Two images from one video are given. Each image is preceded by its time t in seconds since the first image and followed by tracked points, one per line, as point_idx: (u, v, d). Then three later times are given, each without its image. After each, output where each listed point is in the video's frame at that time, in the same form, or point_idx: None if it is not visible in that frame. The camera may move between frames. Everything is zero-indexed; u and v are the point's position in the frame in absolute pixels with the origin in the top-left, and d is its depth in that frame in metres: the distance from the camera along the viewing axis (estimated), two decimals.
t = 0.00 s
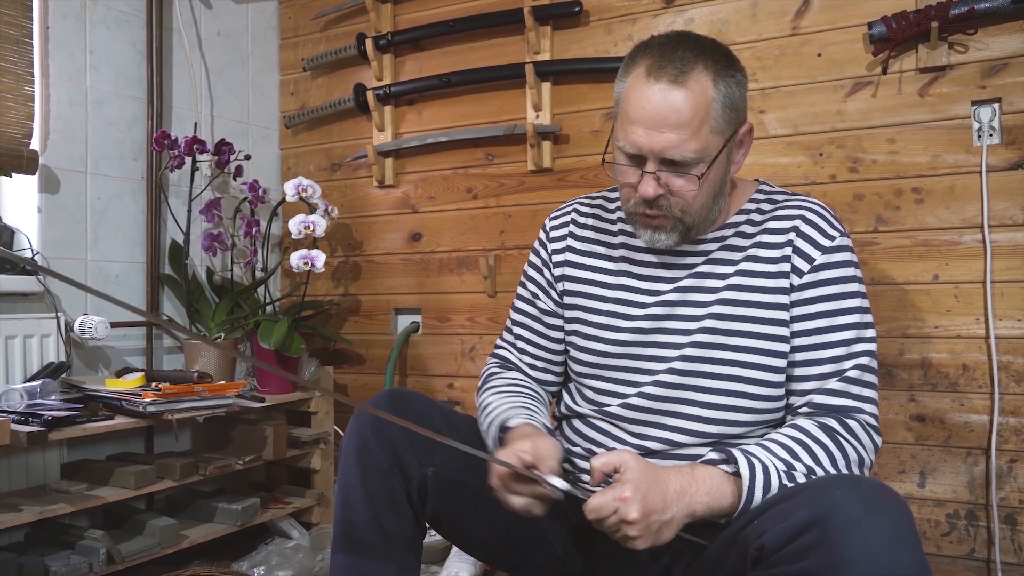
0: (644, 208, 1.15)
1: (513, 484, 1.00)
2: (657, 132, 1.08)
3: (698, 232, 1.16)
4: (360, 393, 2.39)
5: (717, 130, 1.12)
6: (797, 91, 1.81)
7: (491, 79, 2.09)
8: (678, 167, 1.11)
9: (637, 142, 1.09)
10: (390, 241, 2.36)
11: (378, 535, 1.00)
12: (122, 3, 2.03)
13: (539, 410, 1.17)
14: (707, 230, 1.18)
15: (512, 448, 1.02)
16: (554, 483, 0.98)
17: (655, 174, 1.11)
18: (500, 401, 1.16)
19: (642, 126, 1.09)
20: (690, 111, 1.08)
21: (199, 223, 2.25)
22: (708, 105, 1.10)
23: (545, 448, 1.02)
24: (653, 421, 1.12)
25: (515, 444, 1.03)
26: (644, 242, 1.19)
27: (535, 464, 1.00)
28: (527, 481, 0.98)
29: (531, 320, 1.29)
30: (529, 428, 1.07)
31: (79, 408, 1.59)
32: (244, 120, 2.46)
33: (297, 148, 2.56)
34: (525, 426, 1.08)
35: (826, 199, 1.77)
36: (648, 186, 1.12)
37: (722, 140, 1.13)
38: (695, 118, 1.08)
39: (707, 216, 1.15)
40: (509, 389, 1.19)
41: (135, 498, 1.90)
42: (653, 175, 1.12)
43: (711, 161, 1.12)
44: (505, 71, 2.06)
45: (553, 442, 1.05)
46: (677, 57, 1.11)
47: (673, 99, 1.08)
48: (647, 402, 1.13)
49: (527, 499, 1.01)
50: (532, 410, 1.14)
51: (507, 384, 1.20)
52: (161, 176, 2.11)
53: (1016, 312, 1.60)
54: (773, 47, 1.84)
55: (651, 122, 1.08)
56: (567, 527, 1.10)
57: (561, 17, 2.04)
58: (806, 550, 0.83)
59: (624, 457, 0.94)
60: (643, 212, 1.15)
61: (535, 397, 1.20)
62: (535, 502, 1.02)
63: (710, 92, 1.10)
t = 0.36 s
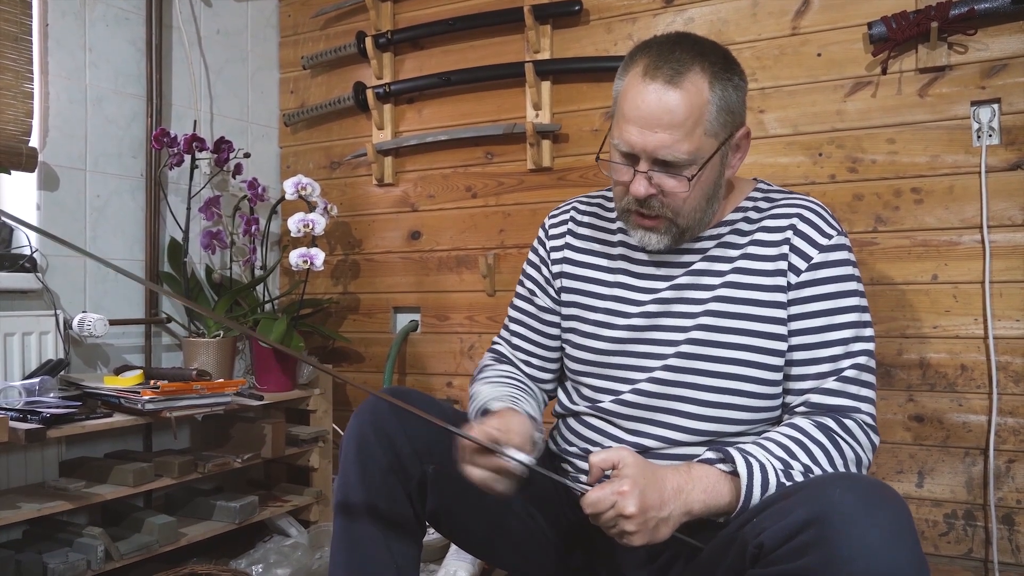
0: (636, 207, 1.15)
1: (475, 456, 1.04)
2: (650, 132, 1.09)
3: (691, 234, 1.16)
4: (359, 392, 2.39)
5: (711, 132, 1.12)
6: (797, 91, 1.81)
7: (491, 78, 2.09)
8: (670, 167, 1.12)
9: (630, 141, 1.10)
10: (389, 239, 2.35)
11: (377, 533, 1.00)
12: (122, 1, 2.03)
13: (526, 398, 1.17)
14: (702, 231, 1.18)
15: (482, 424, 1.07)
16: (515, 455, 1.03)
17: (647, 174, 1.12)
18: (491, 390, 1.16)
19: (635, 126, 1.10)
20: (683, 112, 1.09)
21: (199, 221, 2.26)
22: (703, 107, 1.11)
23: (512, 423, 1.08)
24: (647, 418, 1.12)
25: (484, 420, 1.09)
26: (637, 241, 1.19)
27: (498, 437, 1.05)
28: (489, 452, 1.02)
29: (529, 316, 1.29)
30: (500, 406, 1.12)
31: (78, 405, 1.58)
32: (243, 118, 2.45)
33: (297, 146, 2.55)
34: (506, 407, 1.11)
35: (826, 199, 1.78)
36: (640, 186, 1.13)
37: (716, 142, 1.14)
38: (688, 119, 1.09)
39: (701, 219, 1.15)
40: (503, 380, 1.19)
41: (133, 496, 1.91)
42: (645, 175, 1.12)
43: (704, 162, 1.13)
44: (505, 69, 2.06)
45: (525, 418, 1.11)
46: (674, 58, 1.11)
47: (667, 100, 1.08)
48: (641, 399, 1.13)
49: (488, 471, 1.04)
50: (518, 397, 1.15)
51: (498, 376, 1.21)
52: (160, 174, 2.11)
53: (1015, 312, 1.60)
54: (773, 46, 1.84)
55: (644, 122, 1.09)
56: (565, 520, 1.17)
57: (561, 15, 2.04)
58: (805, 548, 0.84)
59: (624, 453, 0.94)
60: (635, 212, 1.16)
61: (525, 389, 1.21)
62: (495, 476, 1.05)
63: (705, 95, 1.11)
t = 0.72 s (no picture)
0: (628, 206, 1.15)
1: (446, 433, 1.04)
2: (639, 130, 1.09)
3: (682, 231, 1.16)
4: (360, 390, 2.39)
5: (702, 130, 1.12)
6: (798, 89, 1.81)
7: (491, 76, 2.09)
8: (661, 165, 1.12)
9: (621, 139, 1.11)
10: (389, 238, 2.35)
11: (378, 532, 1.00)
12: None
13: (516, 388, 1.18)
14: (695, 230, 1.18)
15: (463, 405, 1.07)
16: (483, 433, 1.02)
17: (638, 172, 1.12)
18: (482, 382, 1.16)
19: (625, 124, 1.10)
20: (672, 109, 1.09)
21: (199, 220, 2.26)
22: (693, 106, 1.11)
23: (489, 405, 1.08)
24: (645, 417, 1.12)
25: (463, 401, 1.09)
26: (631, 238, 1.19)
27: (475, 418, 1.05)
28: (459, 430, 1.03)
29: (525, 315, 1.29)
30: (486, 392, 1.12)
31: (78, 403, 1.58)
32: (243, 116, 2.45)
33: (297, 144, 2.55)
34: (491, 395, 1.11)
35: (827, 197, 1.77)
36: (631, 184, 1.12)
37: (707, 140, 1.13)
38: (677, 116, 1.09)
39: (691, 217, 1.15)
40: (493, 373, 1.20)
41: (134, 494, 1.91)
42: (636, 173, 1.12)
43: (696, 160, 1.12)
44: (505, 68, 2.06)
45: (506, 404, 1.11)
46: (663, 55, 1.12)
47: (657, 98, 1.09)
48: (640, 398, 1.12)
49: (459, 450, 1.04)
50: (505, 385, 1.16)
51: (489, 370, 1.21)
52: (160, 172, 2.11)
53: (1015, 310, 1.60)
54: (774, 44, 1.83)
55: (634, 120, 1.09)
56: (566, 520, 1.17)
57: (561, 14, 2.03)
58: (806, 547, 0.84)
59: (625, 453, 0.95)
60: (628, 209, 1.16)
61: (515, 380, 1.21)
62: (467, 455, 1.05)
63: (695, 92, 1.11)
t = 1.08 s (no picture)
0: (620, 195, 1.16)
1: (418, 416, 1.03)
2: (633, 117, 1.10)
3: (675, 224, 1.16)
4: (358, 387, 2.39)
5: (696, 121, 1.12)
6: (798, 89, 1.81)
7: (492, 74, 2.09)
8: (653, 154, 1.12)
9: (614, 126, 1.11)
10: (389, 235, 2.35)
11: (375, 529, 1.00)
12: None
13: (497, 376, 1.18)
14: (688, 226, 1.18)
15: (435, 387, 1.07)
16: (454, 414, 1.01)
17: (629, 160, 1.12)
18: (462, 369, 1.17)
19: (619, 111, 1.11)
20: (666, 97, 1.09)
21: (199, 215, 2.26)
22: (687, 95, 1.11)
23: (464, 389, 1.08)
24: (643, 418, 1.12)
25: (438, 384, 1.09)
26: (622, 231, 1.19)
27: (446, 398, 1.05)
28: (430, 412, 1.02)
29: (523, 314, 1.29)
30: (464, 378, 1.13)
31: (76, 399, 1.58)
32: (244, 112, 2.45)
33: (298, 140, 2.55)
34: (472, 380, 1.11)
35: (826, 197, 1.77)
36: (622, 172, 1.13)
37: (701, 132, 1.13)
38: (671, 105, 1.10)
39: (685, 210, 1.15)
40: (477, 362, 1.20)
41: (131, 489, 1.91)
42: (627, 161, 1.12)
43: (688, 150, 1.13)
44: (505, 66, 2.06)
45: (472, 386, 1.10)
46: (660, 45, 1.13)
47: (652, 86, 1.09)
48: (637, 399, 1.13)
49: (431, 433, 1.03)
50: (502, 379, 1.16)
51: (474, 359, 1.21)
52: (160, 168, 2.12)
53: (1013, 313, 1.60)
54: (775, 45, 1.83)
55: (627, 107, 1.10)
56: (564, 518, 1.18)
57: (562, 12, 2.03)
58: (802, 546, 0.84)
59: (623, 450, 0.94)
60: (620, 199, 1.16)
61: (498, 370, 1.21)
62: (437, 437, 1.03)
63: (690, 81, 1.11)
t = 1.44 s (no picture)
0: (621, 185, 1.16)
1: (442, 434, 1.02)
2: (638, 106, 1.10)
3: (676, 219, 1.16)
4: (357, 384, 2.39)
5: (701, 116, 1.13)
6: (798, 87, 1.81)
7: (492, 71, 2.09)
8: (655, 145, 1.13)
9: (620, 114, 1.11)
10: (389, 232, 2.35)
11: (376, 527, 1.00)
12: None
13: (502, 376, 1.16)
14: (689, 223, 1.18)
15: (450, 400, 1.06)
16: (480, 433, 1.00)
17: (633, 149, 1.13)
18: (468, 365, 1.15)
19: (625, 99, 1.11)
20: (674, 89, 1.10)
21: (198, 212, 2.25)
22: (694, 88, 1.12)
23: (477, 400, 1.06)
24: (645, 416, 1.12)
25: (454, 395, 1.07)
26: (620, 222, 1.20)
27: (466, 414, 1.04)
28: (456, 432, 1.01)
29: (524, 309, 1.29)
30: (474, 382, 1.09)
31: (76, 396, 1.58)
32: (244, 109, 2.45)
33: (297, 137, 2.55)
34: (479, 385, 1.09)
35: (826, 194, 1.78)
36: (624, 161, 1.13)
37: (705, 127, 1.14)
38: (677, 97, 1.10)
39: (686, 205, 1.15)
40: (479, 358, 1.18)
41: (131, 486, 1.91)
42: (630, 149, 1.13)
43: (692, 144, 1.13)
44: (505, 63, 2.06)
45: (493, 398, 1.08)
46: (672, 37, 1.13)
47: (660, 77, 1.10)
48: (638, 398, 1.13)
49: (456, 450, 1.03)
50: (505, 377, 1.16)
51: (475, 353, 1.20)
52: (160, 164, 2.11)
53: (1013, 310, 1.61)
54: (775, 42, 1.83)
55: (634, 96, 1.10)
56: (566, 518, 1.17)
57: (562, 9, 2.03)
58: (805, 544, 0.84)
59: (623, 448, 0.94)
60: (621, 189, 1.16)
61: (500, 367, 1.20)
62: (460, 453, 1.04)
63: (699, 75, 1.12)
